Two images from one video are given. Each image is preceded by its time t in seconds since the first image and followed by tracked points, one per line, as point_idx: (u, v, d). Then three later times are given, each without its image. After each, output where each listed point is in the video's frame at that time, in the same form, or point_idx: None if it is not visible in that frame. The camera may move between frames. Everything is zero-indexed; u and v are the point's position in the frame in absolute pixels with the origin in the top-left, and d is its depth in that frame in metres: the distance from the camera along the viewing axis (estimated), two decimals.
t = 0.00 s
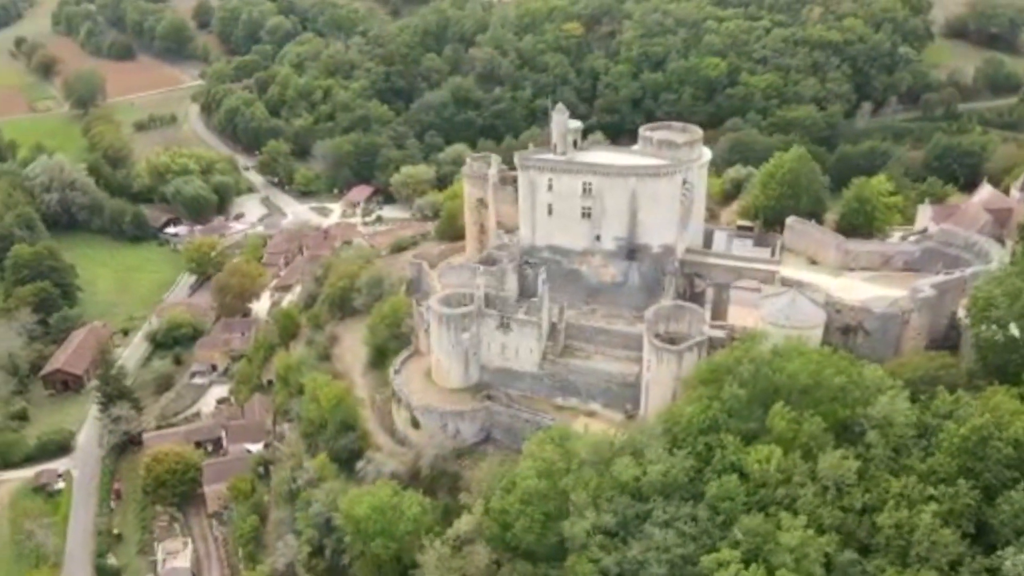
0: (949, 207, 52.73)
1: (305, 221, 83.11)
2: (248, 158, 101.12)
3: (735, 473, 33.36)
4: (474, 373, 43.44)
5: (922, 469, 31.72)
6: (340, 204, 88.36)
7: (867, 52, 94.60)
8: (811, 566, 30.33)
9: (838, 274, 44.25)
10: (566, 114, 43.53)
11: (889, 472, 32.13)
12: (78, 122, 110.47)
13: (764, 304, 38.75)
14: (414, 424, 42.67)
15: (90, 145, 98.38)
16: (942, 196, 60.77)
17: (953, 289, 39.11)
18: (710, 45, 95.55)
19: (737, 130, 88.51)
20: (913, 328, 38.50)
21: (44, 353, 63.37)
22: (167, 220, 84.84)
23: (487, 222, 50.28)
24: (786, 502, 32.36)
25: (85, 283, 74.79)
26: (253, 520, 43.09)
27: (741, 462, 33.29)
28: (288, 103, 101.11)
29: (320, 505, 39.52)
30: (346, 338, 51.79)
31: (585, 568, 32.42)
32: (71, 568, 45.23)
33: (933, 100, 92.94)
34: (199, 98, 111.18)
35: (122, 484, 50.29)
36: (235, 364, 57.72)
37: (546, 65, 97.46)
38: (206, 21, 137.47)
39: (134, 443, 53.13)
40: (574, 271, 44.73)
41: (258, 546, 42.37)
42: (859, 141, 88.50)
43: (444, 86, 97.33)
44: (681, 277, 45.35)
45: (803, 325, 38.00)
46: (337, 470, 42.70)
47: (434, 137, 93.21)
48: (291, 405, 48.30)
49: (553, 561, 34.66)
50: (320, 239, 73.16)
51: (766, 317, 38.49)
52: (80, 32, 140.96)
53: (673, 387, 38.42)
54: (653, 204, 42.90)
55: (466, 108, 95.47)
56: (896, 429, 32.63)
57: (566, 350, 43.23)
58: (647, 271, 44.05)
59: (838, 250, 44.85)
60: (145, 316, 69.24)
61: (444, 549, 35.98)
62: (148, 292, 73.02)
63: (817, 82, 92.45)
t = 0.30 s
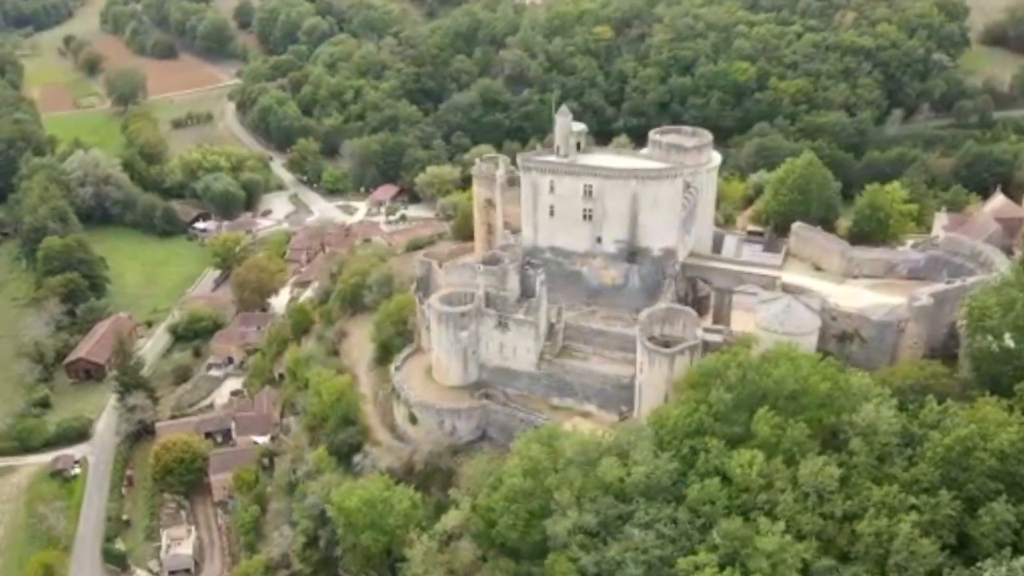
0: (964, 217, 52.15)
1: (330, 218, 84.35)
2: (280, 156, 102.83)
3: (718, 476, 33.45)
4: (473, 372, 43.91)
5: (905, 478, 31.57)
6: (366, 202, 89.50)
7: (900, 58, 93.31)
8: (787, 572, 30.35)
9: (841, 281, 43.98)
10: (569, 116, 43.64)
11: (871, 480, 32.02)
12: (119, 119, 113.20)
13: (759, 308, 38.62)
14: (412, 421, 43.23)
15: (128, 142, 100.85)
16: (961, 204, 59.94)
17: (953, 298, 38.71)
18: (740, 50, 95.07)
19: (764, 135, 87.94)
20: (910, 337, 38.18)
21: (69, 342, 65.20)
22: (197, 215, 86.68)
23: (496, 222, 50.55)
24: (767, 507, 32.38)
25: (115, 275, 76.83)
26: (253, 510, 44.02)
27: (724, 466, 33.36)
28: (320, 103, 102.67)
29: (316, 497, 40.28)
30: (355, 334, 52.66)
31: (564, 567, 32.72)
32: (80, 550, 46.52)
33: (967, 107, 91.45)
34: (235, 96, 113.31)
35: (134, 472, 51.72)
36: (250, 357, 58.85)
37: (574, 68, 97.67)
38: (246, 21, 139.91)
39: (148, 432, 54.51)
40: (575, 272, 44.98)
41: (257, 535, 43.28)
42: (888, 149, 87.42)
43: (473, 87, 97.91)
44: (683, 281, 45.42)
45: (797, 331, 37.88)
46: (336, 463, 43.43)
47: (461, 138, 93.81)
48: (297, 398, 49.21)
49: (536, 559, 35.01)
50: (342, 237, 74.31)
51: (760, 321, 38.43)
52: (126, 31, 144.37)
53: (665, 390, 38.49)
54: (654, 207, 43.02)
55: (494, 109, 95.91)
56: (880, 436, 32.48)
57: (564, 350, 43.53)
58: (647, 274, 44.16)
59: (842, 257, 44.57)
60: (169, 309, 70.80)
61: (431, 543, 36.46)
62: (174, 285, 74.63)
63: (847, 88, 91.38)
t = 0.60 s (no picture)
0: (976, 225, 51.65)
1: (354, 216, 85.37)
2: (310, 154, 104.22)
3: (701, 479, 33.51)
4: (472, 370, 44.37)
5: (887, 486, 31.41)
6: (391, 201, 90.41)
7: (934, 64, 91.92)
8: None
9: (844, 287, 43.68)
10: (573, 118, 43.97)
11: (854, 487, 31.88)
12: (157, 116, 115.66)
13: (754, 313, 38.52)
14: (410, 417, 43.76)
15: (164, 138, 103.05)
16: (981, 212, 59.07)
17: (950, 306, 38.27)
18: (770, 54, 94.30)
19: (791, 140, 87.20)
20: (906, 345, 37.86)
21: (94, 332, 67.01)
22: (225, 211, 88.28)
23: (503, 222, 50.91)
24: (748, 511, 32.38)
25: (143, 268, 78.68)
26: (255, 499, 44.93)
27: (707, 468, 33.43)
28: (350, 102, 103.96)
29: (312, 489, 41.00)
30: (363, 330, 53.46)
31: (543, 564, 32.98)
32: (90, 534, 47.89)
33: (1001, 115, 89.93)
34: (269, 95, 115.15)
35: (146, 460, 53.17)
36: (264, 351, 59.95)
37: (602, 70, 97.65)
38: (285, 21, 142.02)
39: (162, 422, 55.91)
40: (576, 273, 45.21)
41: (258, 524, 44.17)
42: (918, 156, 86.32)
43: (501, 89, 98.24)
44: (683, 284, 45.59)
45: (791, 337, 37.79)
46: (335, 456, 44.15)
47: (487, 138, 94.32)
48: (303, 392, 50.05)
49: (520, 555, 35.27)
50: (364, 233, 75.29)
51: (754, 325, 38.42)
52: (169, 30, 147.35)
53: (657, 392, 38.58)
54: (654, 210, 43.16)
55: (522, 111, 96.26)
56: (865, 443, 32.30)
57: (563, 350, 43.77)
58: (648, 276, 44.24)
59: (846, 263, 44.31)
60: (192, 302, 72.41)
61: (419, 537, 36.91)
62: (199, 279, 76.23)
63: (878, 93, 90.21)
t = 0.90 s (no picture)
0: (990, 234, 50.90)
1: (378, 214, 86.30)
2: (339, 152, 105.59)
3: (684, 480, 33.60)
4: (472, 367, 44.75)
5: (868, 492, 31.30)
6: (416, 200, 91.16)
7: (967, 70, 90.48)
8: None
9: (846, 293, 43.41)
10: (576, 120, 44.44)
11: (836, 492, 31.79)
12: (193, 113, 117.99)
13: (749, 316, 38.49)
14: (410, 412, 44.24)
15: (198, 135, 105.17)
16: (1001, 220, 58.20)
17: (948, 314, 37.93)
18: (799, 58, 93.50)
19: (817, 145, 86.45)
20: (902, 351, 37.65)
21: (119, 323, 68.85)
22: (253, 208, 89.87)
23: (511, 222, 51.29)
24: (729, 513, 32.40)
25: (171, 261, 80.55)
26: (258, 489, 45.90)
27: (690, 470, 33.51)
28: (380, 102, 105.07)
29: (309, 481, 41.79)
30: (372, 327, 54.24)
31: (524, 560, 33.23)
32: (102, 518, 49.23)
33: None
34: (303, 94, 116.85)
35: (159, 448, 54.39)
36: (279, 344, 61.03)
37: (630, 73, 97.55)
38: (323, 21, 143.97)
39: (177, 412, 57.20)
40: (578, 274, 45.48)
41: (259, 513, 45.09)
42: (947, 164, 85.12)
43: (529, 91, 98.70)
44: (685, 286, 45.39)
45: (784, 341, 37.65)
46: (336, 449, 44.90)
47: (513, 139, 94.71)
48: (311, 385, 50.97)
49: (505, 551, 35.58)
50: (384, 231, 76.16)
51: (748, 329, 38.38)
52: (210, 29, 150.12)
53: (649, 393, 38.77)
54: (655, 212, 43.32)
55: (548, 112, 96.65)
56: (848, 449, 32.20)
57: (562, 350, 44.05)
58: (648, 277, 44.41)
59: (850, 269, 44.06)
60: (216, 295, 73.93)
61: (409, 530, 37.39)
62: (224, 273, 77.82)
63: (909, 99, 88.90)
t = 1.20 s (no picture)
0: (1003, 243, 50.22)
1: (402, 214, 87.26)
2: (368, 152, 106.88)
3: (666, 480, 33.77)
4: (471, 364, 45.28)
5: (847, 497, 31.27)
6: (441, 200, 91.79)
7: (1001, 78, 88.81)
8: None
9: (846, 299, 43.19)
10: (579, 121, 44.47)
11: (814, 496, 31.82)
12: (230, 112, 120.19)
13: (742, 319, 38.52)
14: (410, 407, 44.99)
15: (232, 134, 107.22)
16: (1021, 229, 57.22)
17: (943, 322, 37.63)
18: (830, 64, 92.64)
19: (843, 152, 85.63)
20: (895, 358, 37.47)
21: (144, 315, 70.64)
22: (281, 205, 91.43)
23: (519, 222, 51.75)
24: (708, 514, 32.51)
25: (198, 256, 82.36)
26: (262, 479, 46.90)
27: (672, 470, 33.69)
28: (411, 103, 106.09)
29: (307, 471, 42.65)
30: (382, 323, 55.05)
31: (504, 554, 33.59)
32: (114, 504, 50.67)
33: None
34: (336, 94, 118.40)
35: (173, 436, 55.77)
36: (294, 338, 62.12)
37: (658, 78, 97.36)
38: (361, 23, 145.68)
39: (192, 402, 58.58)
40: (579, 275, 45.80)
41: (262, 502, 46.06)
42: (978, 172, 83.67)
43: (556, 94, 99.05)
44: (685, 288, 45.42)
45: (775, 346, 37.64)
46: (337, 442, 45.72)
47: (539, 142, 95.09)
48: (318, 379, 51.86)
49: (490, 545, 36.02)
50: (406, 230, 77.13)
51: (741, 332, 38.42)
52: (251, 29, 152.75)
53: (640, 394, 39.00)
54: (655, 214, 43.51)
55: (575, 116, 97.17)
56: (829, 453, 32.18)
57: (561, 350, 44.42)
58: (648, 279, 44.60)
59: (851, 275, 43.82)
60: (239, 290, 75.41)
61: (398, 522, 37.99)
62: (249, 269, 79.36)
63: (940, 107, 87.63)
